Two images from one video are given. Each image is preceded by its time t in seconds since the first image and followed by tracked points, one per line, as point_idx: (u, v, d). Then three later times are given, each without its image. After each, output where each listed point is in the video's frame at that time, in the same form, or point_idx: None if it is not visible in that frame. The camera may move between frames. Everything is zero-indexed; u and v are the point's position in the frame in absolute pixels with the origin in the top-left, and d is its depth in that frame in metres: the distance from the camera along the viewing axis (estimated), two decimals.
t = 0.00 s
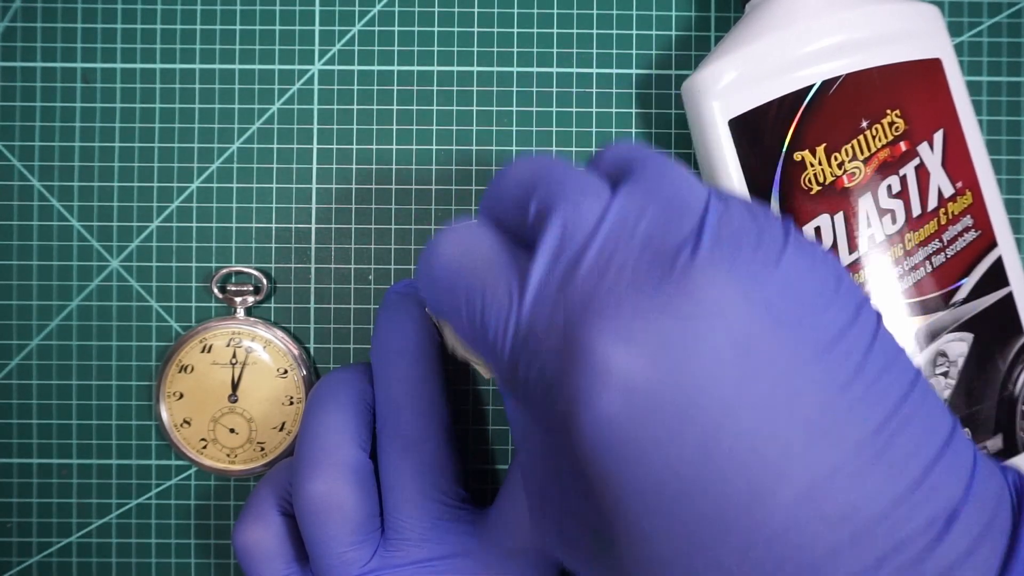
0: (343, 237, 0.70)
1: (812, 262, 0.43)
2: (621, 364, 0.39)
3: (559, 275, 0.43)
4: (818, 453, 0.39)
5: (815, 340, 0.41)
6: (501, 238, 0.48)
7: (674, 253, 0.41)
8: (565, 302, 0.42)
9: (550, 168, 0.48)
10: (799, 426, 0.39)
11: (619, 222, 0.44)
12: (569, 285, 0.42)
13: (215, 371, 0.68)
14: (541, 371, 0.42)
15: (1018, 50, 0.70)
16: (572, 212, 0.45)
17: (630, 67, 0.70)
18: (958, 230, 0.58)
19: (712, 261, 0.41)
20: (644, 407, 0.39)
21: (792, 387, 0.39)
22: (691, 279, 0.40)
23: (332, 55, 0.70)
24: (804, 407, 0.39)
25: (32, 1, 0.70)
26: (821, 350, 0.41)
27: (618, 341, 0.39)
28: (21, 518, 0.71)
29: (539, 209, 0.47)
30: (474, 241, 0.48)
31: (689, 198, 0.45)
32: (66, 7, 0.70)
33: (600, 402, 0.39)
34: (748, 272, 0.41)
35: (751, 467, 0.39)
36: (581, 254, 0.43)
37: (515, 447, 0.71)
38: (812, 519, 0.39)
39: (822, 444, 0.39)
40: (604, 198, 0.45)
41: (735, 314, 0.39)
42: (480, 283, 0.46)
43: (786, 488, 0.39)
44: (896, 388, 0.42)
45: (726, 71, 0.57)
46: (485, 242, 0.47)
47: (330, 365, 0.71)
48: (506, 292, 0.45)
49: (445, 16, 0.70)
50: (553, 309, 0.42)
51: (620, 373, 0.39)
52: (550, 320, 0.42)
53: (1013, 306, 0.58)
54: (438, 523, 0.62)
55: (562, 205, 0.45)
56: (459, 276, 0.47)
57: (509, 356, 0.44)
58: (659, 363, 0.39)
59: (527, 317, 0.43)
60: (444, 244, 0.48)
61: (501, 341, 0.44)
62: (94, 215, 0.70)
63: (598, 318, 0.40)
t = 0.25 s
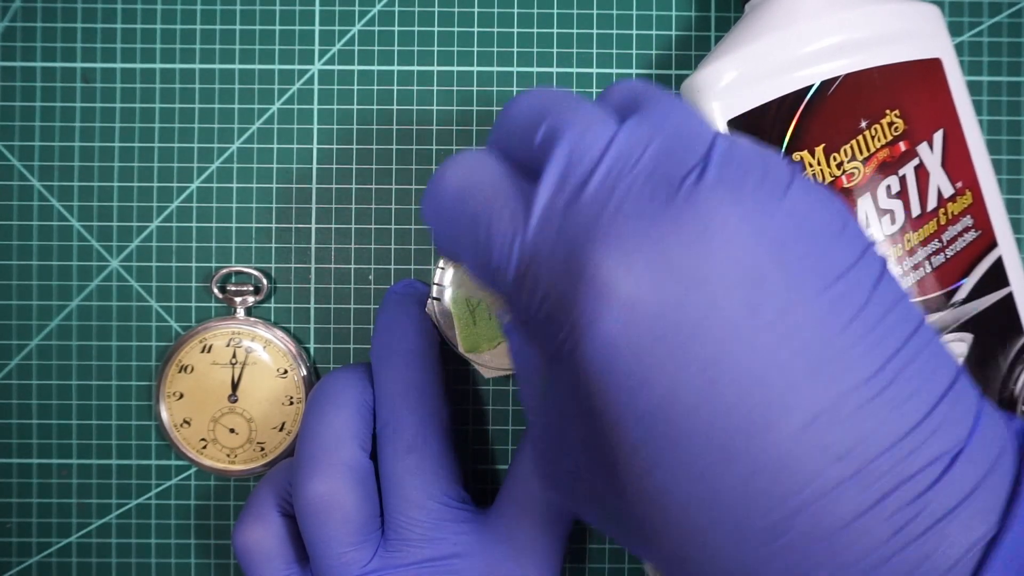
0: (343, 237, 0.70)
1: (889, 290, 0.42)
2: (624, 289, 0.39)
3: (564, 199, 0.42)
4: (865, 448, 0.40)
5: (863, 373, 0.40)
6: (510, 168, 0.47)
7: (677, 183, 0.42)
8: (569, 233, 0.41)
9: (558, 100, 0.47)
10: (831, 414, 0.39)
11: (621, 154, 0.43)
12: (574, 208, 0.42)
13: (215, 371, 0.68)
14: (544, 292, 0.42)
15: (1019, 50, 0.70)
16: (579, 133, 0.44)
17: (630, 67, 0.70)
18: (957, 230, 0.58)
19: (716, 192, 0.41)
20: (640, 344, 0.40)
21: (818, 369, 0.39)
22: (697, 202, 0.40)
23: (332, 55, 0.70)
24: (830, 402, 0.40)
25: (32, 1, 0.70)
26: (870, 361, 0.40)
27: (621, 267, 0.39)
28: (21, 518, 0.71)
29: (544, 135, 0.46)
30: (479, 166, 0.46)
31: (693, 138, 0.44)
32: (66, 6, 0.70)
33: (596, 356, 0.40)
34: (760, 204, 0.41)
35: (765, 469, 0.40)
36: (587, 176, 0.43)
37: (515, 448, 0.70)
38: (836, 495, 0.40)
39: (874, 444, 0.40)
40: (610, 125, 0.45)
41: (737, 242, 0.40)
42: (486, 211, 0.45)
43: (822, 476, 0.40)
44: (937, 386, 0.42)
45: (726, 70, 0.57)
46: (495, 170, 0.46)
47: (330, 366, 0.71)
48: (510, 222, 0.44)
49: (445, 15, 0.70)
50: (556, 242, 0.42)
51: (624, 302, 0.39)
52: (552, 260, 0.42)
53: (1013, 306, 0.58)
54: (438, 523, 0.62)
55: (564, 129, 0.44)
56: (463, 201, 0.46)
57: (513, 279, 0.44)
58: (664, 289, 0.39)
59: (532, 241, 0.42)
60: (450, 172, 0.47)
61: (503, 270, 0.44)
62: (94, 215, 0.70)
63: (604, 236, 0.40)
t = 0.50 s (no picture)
0: (343, 237, 0.70)
1: (868, 218, 0.40)
2: (693, 301, 0.36)
3: (629, 207, 0.40)
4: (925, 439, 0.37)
5: (890, 283, 0.39)
6: (567, 176, 0.45)
7: (742, 192, 0.39)
8: (638, 236, 0.39)
9: (614, 108, 0.45)
10: (874, 395, 0.37)
11: (686, 161, 0.41)
12: (638, 221, 0.39)
13: (215, 371, 0.68)
14: (608, 316, 0.39)
15: (1018, 50, 0.70)
16: (638, 146, 0.42)
17: (630, 67, 0.71)
18: (958, 230, 0.58)
19: (783, 203, 0.38)
20: (713, 349, 0.37)
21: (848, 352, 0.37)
22: (762, 212, 0.38)
23: (332, 55, 0.70)
24: (883, 398, 0.37)
25: (32, 1, 0.70)
26: (884, 261, 0.39)
27: (689, 278, 0.36)
28: (21, 518, 0.71)
29: (603, 142, 0.44)
30: (537, 171, 0.45)
31: (751, 147, 0.42)
32: (66, 6, 0.70)
33: (660, 358, 0.37)
34: (816, 220, 0.39)
35: (845, 473, 0.37)
36: (651, 186, 0.40)
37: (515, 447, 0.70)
38: (891, 490, 0.36)
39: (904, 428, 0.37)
40: (669, 135, 0.43)
41: (808, 257, 0.37)
42: (545, 214, 0.43)
43: (861, 456, 0.36)
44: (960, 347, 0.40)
45: (726, 70, 0.57)
46: (546, 173, 0.45)
47: (330, 365, 0.71)
48: (572, 228, 0.41)
49: (445, 16, 0.70)
50: (626, 246, 0.39)
51: (681, 340, 0.37)
52: (620, 258, 0.39)
53: (1013, 306, 0.58)
54: (438, 523, 0.62)
55: (625, 136, 0.43)
56: (520, 204, 0.44)
57: (572, 296, 0.41)
58: (733, 306, 0.37)
59: (597, 248, 0.40)
60: (502, 179, 0.46)
61: (564, 276, 0.41)
62: (94, 215, 0.70)
63: (676, 247, 0.37)
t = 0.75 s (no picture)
0: (343, 237, 0.70)
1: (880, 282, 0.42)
2: (709, 393, 0.39)
3: (641, 297, 0.42)
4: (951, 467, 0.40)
5: (901, 360, 0.40)
6: (575, 257, 0.46)
7: (753, 274, 0.41)
8: (649, 324, 0.41)
9: (624, 186, 0.46)
10: (863, 446, 0.39)
11: (695, 242, 0.43)
12: (653, 309, 0.42)
13: (215, 371, 0.68)
14: (625, 404, 0.41)
15: (1019, 50, 0.70)
16: (648, 232, 0.43)
17: (630, 66, 0.70)
18: (958, 230, 0.58)
19: (796, 285, 0.41)
20: (736, 431, 0.39)
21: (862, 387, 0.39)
22: (776, 301, 0.40)
23: (332, 55, 0.70)
24: (892, 466, 0.39)
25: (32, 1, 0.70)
26: (893, 336, 0.41)
27: (709, 367, 0.39)
28: (21, 518, 0.71)
29: (613, 224, 0.45)
30: (545, 261, 0.45)
31: (760, 218, 0.44)
32: (65, 6, 0.70)
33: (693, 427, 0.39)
34: (830, 301, 0.40)
35: (861, 546, 0.39)
36: (662, 274, 0.42)
37: (515, 447, 0.70)
38: (901, 551, 0.38)
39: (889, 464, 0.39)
40: (677, 216, 0.44)
41: (825, 343, 0.40)
42: (566, 306, 0.43)
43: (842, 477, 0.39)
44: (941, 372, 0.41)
45: (726, 70, 0.57)
46: (560, 259, 0.45)
47: (330, 365, 0.71)
48: (587, 316, 0.43)
49: (445, 15, 0.70)
50: (636, 339, 0.42)
51: (699, 426, 0.39)
52: (632, 346, 0.42)
53: (1013, 306, 0.58)
54: (438, 524, 0.62)
55: (634, 224, 0.44)
56: (533, 291, 0.45)
57: (589, 382, 0.43)
58: (751, 392, 0.39)
59: (609, 347, 0.42)
60: (516, 263, 0.45)
61: (580, 372, 0.43)
62: (93, 215, 0.70)
63: (688, 338, 0.40)
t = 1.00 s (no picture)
0: (343, 237, 0.70)
1: (816, 342, 0.42)
2: (637, 459, 0.39)
3: (575, 358, 0.43)
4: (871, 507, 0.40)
5: (837, 409, 0.41)
6: (517, 323, 0.47)
7: (685, 335, 0.41)
8: (585, 382, 0.42)
9: (564, 246, 0.46)
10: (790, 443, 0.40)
11: (631, 301, 0.43)
12: (582, 377, 0.42)
13: (215, 371, 0.68)
14: (568, 413, 0.42)
15: (1018, 50, 0.70)
16: (581, 300, 0.43)
17: (630, 67, 0.70)
18: (958, 230, 0.58)
19: (726, 345, 0.40)
20: (663, 498, 0.40)
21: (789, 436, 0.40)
22: (702, 362, 0.40)
23: (332, 55, 0.70)
24: (822, 470, 0.40)
25: (32, 2, 0.70)
26: (828, 390, 0.41)
27: (632, 432, 0.39)
28: (21, 518, 0.71)
29: (550, 287, 0.45)
30: (488, 321, 0.46)
31: (701, 273, 0.44)
32: (66, 7, 0.70)
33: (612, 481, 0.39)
34: (762, 355, 0.41)
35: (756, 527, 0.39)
36: (594, 341, 0.42)
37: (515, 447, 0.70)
38: (820, 512, 0.39)
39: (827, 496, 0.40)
40: (614, 276, 0.44)
41: (741, 390, 0.40)
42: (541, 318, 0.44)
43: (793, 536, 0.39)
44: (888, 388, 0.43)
45: (726, 71, 0.57)
46: (500, 324, 0.46)
47: (330, 365, 0.71)
48: (609, 280, 0.43)
49: (445, 16, 0.70)
50: (573, 390, 0.42)
51: (637, 467, 0.39)
52: (568, 406, 0.42)
53: (1013, 306, 0.58)
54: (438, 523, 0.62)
55: (573, 286, 0.43)
56: (546, 258, 0.46)
57: (548, 391, 0.43)
58: (671, 430, 0.39)
59: (545, 411, 0.43)
60: (457, 327, 0.46)
61: (518, 429, 0.44)
62: (94, 215, 0.70)
63: (615, 397, 0.40)
